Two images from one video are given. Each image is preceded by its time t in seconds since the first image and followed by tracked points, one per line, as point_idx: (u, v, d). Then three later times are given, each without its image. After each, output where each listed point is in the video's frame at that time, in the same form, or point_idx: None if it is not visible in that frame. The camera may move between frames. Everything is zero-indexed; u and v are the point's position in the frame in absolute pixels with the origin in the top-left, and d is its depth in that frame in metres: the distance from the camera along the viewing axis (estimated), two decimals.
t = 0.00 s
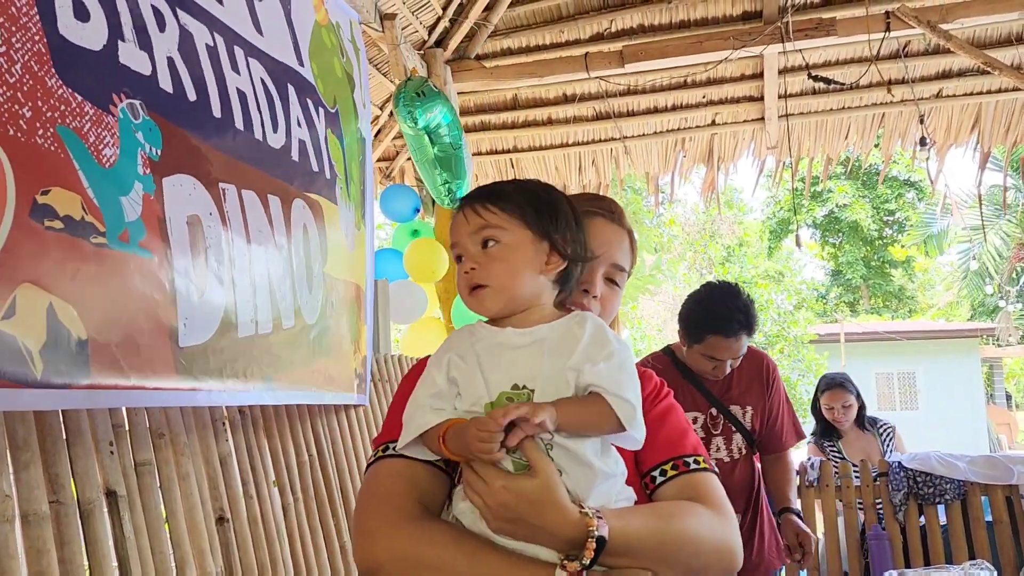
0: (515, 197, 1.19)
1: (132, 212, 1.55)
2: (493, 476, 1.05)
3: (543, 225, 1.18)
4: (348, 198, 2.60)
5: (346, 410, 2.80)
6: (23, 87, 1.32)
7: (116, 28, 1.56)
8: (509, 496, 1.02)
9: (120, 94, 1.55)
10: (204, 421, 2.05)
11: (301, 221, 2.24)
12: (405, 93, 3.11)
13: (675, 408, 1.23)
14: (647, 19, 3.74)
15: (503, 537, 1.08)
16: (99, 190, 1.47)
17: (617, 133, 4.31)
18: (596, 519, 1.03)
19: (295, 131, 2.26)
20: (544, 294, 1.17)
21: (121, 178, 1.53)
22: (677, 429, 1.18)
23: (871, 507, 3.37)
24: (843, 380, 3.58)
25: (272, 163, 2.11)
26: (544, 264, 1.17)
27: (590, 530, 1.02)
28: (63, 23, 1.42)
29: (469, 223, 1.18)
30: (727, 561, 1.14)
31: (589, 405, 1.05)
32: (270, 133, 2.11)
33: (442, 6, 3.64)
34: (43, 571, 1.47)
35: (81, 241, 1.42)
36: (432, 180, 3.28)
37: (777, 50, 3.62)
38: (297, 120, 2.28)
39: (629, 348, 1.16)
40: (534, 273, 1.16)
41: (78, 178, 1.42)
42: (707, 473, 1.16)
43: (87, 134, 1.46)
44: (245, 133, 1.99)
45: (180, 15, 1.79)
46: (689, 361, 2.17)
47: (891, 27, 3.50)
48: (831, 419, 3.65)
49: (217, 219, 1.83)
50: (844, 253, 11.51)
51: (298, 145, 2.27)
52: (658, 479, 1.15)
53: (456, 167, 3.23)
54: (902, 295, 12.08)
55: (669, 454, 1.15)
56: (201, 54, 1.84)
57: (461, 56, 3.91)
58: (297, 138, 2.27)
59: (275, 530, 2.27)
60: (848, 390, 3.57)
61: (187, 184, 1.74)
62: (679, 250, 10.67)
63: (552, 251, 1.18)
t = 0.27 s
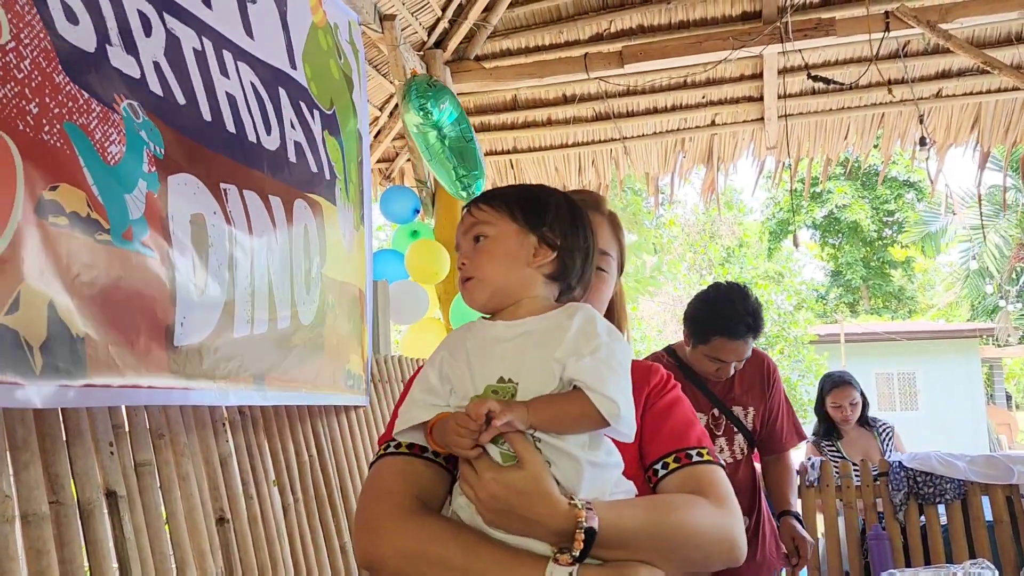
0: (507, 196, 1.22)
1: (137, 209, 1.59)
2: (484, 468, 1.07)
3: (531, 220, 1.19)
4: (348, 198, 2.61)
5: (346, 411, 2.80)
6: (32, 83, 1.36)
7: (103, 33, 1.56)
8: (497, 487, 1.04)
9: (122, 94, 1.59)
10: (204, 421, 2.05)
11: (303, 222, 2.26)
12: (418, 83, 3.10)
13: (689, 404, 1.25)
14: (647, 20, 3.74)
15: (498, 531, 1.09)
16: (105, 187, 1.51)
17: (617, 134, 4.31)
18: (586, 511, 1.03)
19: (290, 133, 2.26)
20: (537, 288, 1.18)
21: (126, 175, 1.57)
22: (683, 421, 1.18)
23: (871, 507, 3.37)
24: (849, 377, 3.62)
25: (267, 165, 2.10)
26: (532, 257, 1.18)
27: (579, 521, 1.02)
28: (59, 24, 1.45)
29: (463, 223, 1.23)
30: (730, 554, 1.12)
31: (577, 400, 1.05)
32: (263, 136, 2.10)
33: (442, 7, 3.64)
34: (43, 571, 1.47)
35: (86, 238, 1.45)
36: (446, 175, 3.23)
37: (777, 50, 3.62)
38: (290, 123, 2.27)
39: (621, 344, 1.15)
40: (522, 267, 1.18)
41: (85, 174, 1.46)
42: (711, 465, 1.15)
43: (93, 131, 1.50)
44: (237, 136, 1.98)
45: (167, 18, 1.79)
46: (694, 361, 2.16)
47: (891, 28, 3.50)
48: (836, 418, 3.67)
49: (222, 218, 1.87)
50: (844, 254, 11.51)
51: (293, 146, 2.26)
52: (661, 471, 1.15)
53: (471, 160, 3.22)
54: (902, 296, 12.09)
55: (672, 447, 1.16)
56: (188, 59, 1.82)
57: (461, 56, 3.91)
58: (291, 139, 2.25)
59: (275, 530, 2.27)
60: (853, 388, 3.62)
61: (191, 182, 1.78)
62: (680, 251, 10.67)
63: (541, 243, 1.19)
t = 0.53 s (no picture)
0: (511, 196, 1.29)
1: (150, 206, 1.64)
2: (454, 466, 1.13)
3: (527, 222, 1.25)
4: (347, 200, 2.61)
5: (348, 412, 2.80)
6: (46, 79, 1.41)
7: (104, 36, 1.58)
8: (462, 484, 1.11)
9: (129, 94, 1.62)
10: (206, 422, 2.05)
11: (299, 225, 2.25)
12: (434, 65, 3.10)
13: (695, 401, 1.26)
14: (647, 21, 3.74)
15: (471, 526, 1.15)
16: (121, 184, 1.56)
17: (618, 134, 4.31)
18: (546, 508, 1.08)
19: (283, 136, 2.24)
20: (521, 288, 1.24)
21: (137, 173, 1.62)
22: (677, 417, 1.20)
23: (873, 507, 3.36)
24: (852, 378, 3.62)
25: (260, 169, 2.10)
26: (520, 258, 1.24)
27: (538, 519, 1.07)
28: (66, 27, 1.48)
29: (470, 214, 1.32)
30: (711, 555, 1.11)
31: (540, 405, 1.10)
32: (256, 140, 2.09)
33: (442, 8, 3.64)
34: (46, 572, 1.47)
35: (107, 233, 1.51)
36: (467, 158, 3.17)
37: (777, 50, 3.62)
38: (284, 126, 2.25)
39: (595, 346, 1.18)
40: (508, 267, 1.23)
41: (102, 172, 1.52)
42: (699, 463, 1.16)
43: (104, 129, 1.54)
44: (230, 139, 1.97)
45: (163, 22, 1.79)
46: (688, 360, 2.15)
47: (891, 28, 3.50)
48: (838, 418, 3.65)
49: (227, 221, 1.90)
50: (845, 254, 11.49)
51: (287, 150, 2.25)
52: (647, 468, 1.18)
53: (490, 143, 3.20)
54: (903, 296, 12.09)
55: (659, 444, 1.18)
56: (183, 62, 1.83)
57: (462, 57, 3.90)
58: (284, 143, 2.24)
59: (277, 531, 2.27)
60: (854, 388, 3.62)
61: (195, 182, 1.80)
62: (681, 251, 10.66)
63: (531, 247, 1.24)
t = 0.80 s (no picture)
0: (510, 203, 1.32)
1: (169, 200, 1.66)
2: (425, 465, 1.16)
3: (521, 232, 1.27)
4: (349, 201, 2.61)
5: (349, 413, 2.80)
6: (66, 72, 1.43)
7: (110, 35, 1.57)
8: (432, 484, 1.14)
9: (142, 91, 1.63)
10: (209, 423, 2.05)
11: (303, 225, 2.24)
12: (435, 49, 3.05)
13: (681, 405, 1.25)
14: (648, 20, 3.75)
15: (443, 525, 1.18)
16: (142, 177, 1.59)
17: (619, 134, 4.30)
18: (509, 512, 1.09)
19: (286, 136, 2.23)
20: (509, 290, 1.28)
21: (156, 168, 1.63)
22: (658, 419, 1.20)
23: (876, 507, 3.36)
24: (857, 379, 3.66)
25: (263, 171, 2.09)
26: (506, 266, 1.26)
27: (499, 523, 1.09)
28: (83, 23, 1.50)
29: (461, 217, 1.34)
30: (683, 560, 1.10)
31: (512, 408, 1.13)
32: (259, 140, 2.08)
33: (443, 8, 3.65)
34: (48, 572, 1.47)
35: (130, 227, 1.54)
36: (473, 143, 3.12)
37: (779, 49, 3.61)
38: (287, 126, 2.25)
39: (571, 350, 1.20)
40: (494, 274, 1.26)
41: (124, 165, 1.54)
42: (675, 466, 1.15)
43: (123, 123, 1.55)
44: (233, 139, 1.95)
45: (166, 22, 1.78)
46: (683, 360, 2.14)
47: (892, 27, 3.50)
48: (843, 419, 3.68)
49: (238, 220, 1.91)
50: (846, 254, 11.48)
51: (289, 151, 2.23)
52: (625, 470, 1.18)
53: (497, 127, 3.16)
54: (905, 296, 12.08)
55: (636, 446, 1.18)
56: (186, 62, 1.82)
57: (462, 58, 3.91)
58: (286, 143, 2.23)
59: (279, 532, 2.27)
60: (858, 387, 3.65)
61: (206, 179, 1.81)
62: (682, 251, 10.66)
63: (518, 258, 1.27)
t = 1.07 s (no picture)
0: (510, 208, 1.31)
1: (177, 197, 1.66)
2: (409, 468, 1.17)
3: (518, 241, 1.27)
4: (354, 199, 2.62)
5: (351, 413, 2.80)
6: (71, 71, 1.42)
7: (116, 33, 1.56)
8: (414, 486, 1.15)
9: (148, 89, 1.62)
10: (211, 423, 2.05)
11: (310, 222, 2.25)
12: (428, 49, 3.06)
13: (667, 406, 1.22)
14: (650, 19, 3.74)
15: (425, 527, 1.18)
16: (149, 175, 1.58)
17: (621, 133, 4.30)
18: (489, 516, 1.10)
19: (297, 133, 2.25)
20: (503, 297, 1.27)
21: (163, 165, 1.63)
22: (642, 421, 1.16)
23: (878, 506, 3.36)
24: (867, 378, 3.59)
25: (277, 168, 2.11)
26: (497, 274, 1.26)
27: (480, 527, 1.10)
28: (89, 19, 1.48)
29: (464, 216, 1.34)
30: (663, 567, 1.09)
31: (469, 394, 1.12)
32: (270, 137, 2.09)
33: (444, 7, 3.64)
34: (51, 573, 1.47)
35: (141, 224, 1.54)
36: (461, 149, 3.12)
37: (781, 48, 3.62)
38: (300, 123, 2.27)
39: (546, 355, 1.17)
40: (486, 278, 1.26)
41: (130, 163, 1.53)
42: (659, 472, 1.13)
43: (129, 121, 1.55)
44: (245, 137, 1.96)
45: (177, 17, 1.78)
46: (683, 359, 2.13)
47: (895, 26, 3.48)
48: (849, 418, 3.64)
49: (248, 216, 1.91)
50: (847, 253, 11.47)
51: (301, 148, 2.25)
52: (607, 474, 1.15)
53: (483, 132, 3.14)
54: (906, 295, 12.08)
55: (620, 449, 1.15)
56: (197, 57, 1.82)
57: (463, 57, 3.91)
58: (298, 140, 2.25)
59: (282, 532, 2.27)
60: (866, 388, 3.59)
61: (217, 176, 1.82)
62: (684, 250, 10.65)
63: (511, 266, 1.26)
